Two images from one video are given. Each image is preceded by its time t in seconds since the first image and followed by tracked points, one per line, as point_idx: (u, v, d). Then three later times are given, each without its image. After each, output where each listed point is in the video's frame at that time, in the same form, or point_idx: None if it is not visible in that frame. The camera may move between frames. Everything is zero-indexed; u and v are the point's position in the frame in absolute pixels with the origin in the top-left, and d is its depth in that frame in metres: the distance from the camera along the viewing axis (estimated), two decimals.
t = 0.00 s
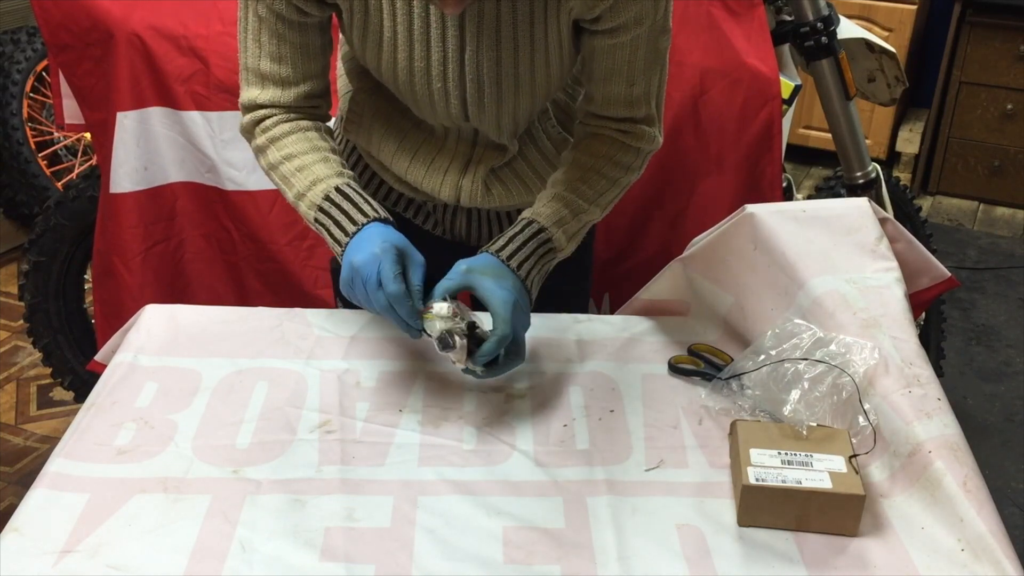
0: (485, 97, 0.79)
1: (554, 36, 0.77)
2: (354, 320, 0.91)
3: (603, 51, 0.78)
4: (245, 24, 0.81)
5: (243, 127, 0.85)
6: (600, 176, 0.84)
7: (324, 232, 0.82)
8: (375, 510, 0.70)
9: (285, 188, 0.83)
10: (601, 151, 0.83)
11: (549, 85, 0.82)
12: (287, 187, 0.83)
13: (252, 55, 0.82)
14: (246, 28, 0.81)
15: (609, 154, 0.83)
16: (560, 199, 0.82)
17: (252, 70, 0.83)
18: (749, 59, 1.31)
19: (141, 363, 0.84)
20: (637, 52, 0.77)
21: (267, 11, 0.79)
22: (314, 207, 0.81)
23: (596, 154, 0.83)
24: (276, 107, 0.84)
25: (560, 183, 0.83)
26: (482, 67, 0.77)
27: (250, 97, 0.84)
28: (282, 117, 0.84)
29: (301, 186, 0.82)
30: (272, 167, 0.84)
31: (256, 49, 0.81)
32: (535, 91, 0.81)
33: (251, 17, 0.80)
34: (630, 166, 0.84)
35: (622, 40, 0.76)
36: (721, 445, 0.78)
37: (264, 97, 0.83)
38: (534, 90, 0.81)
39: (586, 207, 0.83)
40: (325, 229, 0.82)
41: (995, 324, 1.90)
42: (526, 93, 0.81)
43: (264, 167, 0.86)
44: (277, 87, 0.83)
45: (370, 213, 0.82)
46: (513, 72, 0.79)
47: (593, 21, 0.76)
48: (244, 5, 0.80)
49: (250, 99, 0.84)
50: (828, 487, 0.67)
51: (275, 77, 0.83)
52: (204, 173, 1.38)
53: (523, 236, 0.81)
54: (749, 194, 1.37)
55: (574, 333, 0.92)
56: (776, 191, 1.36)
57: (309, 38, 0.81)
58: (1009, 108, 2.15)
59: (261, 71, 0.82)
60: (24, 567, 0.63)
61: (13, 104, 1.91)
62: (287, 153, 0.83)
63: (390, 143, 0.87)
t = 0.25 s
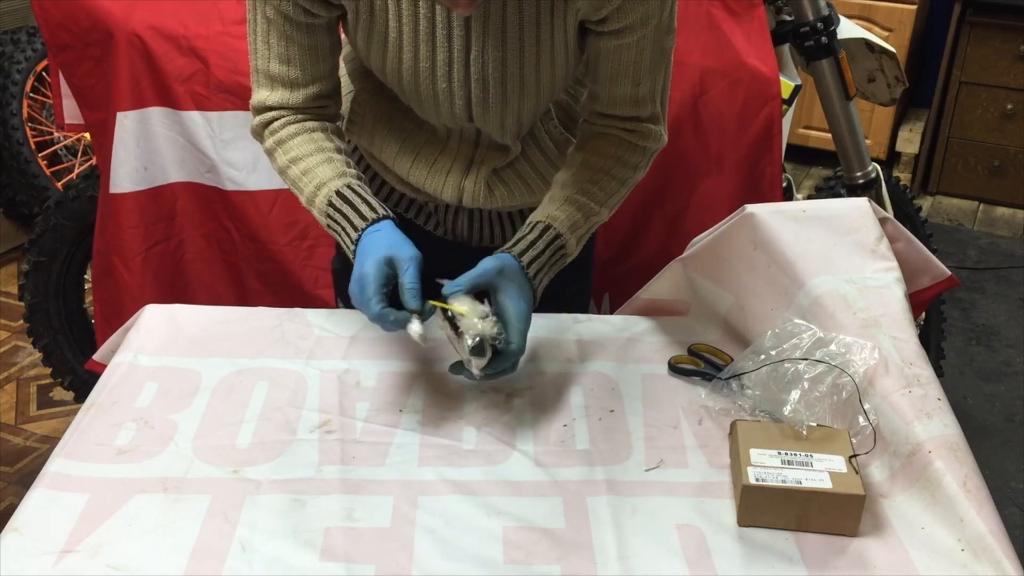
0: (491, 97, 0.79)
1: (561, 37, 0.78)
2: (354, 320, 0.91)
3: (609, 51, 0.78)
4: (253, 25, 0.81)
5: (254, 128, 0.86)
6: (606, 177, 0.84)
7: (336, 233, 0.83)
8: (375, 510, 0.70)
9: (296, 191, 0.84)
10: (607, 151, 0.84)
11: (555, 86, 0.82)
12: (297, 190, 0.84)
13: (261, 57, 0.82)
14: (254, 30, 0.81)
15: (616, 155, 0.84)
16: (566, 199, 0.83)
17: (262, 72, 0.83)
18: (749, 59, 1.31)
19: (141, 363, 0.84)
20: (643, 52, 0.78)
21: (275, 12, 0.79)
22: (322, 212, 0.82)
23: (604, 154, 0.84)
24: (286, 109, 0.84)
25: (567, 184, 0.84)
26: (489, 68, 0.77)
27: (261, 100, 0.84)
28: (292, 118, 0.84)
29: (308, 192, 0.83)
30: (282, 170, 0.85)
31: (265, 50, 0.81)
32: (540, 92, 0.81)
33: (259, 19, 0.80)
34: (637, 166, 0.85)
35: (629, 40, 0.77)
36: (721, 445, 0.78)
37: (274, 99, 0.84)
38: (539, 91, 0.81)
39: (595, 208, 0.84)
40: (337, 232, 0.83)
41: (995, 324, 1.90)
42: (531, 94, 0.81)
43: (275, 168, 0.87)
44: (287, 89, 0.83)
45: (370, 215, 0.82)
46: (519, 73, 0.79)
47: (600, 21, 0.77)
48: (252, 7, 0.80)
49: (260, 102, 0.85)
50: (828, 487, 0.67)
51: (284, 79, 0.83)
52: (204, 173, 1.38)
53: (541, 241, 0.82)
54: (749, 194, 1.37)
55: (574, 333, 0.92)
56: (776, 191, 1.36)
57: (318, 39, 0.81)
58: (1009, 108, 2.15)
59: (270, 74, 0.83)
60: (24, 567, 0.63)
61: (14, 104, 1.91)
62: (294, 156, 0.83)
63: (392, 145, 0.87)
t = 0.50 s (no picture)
0: (495, 97, 0.79)
1: (565, 36, 0.78)
2: (354, 320, 0.91)
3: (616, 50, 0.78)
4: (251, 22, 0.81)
5: (249, 126, 0.86)
6: (614, 174, 0.84)
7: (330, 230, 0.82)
8: (375, 510, 0.70)
9: (290, 187, 0.84)
10: (615, 148, 0.84)
11: (559, 85, 0.82)
12: (291, 187, 0.84)
13: (258, 54, 0.82)
14: (252, 27, 0.81)
15: (624, 151, 0.84)
16: (573, 197, 0.83)
17: (258, 69, 0.83)
18: (749, 59, 1.32)
19: (141, 363, 0.84)
20: (650, 50, 0.78)
21: (273, 11, 0.79)
22: (317, 207, 0.82)
23: (611, 151, 0.84)
24: (281, 107, 0.84)
25: (576, 182, 0.84)
26: (492, 67, 0.77)
27: (256, 96, 0.84)
28: (287, 116, 0.84)
29: (303, 186, 0.82)
30: (276, 166, 0.85)
31: (262, 48, 0.81)
32: (544, 90, 0.81)
33: (258, 17, 0.80)
34: (644, 163, 0.85)
35: (635, 39, 0.77)
36: (720, 445, 0.78)
37: (269, 96, 0.83)
38: (543, 91, 0.81)
39: (603, 203, 0.84)
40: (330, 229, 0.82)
41: (995, 324, 1.90)
42: (535, 94, 0.81)
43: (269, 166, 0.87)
44: (283, 87, 0.83)
45: (365, 208, 0.81)
46: (523, 72, 0.79)
47: (606, 21, 0.77)
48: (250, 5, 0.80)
49: (255, 98, 0.84)
50: (828, 487, 0.67)
51: (279, 77, 0.83)
52: (204, 173, 1.38)
53: (547, 235, 0.82)
54: (749, 194, 1.37)
55: (574, 333, 0.92)
56: (776, 191, 1.36)
57: (315, 39, 0.81)
58: (1009, 108, 2.15)
59: (266, 71, 0.83)
60: (23, 567, 0.63)
61: (14, 104, 1.91)
62: (289, 152, 0.83)
63: (395, 146, 0.87)
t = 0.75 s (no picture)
0: (496, 97, 0.79)
1: (566, 37, 0.78)
2: (354, 320, 0.91)
3: (615, 51, 0.79)
4: (253, 24, 0.81)
5: (256, 128, 0.85)
6: (609, 174, 0.84)
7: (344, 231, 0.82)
8: (375, 510, 0.70)
9: (302, 188, 0.84)
10: (611, 148, 0.84)
11: (560, 86, 0.82)
12: (304, 187, 0.83)
13: (262, 57, 0.82)
14: (255, 29, 0.81)
15: (620, 152, 0.84)
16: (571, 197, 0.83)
17: (263, 71, 0.83)
18: (749, 59, 1.32)
19: (141, 363, 0.84)
20: (649, 51, 0.78)
21: (279, 14, 0.78)
22: (333, 207, 0.82)
23: (608, 151, 0.84)
24: (288, 109, 0.84)
25: (574, 183, 0.84)
26: (493, 68, 0.77)
27: (262, 99, 0.84)
28: (296, 117, 0.84)
29: (319, 186, 0.82)
30: (287, 167, 0.84)
31: (266, 50, 0.81)
32: (545, 91, 0.81)
33: (261, 19, 0.80)
34: (641, 163, 0.85)
35: (635, 39, 0.77)
36: (720, 445, 0.78)
37: (276, 99, 0.83)
38: (544, 91, 0.81)
39: (595, 203, 0.84)
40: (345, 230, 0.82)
41: (995, 324, 1.90)
42: (536, 94, 0.81)
43: (278, 168, 0.86)
44: (289, 89, 0.83)
45: (388, 210, 0.81)
46: (524, 73, 0.79)
47: (606, 22, 0.77)
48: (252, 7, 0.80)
49: (261, 101, 0.84)
50: (828, 487, 0.67)
51: (286, 79, 0.83)
52: (204, 173, 1.38)
53: (538, 232, 0.82)
54: (749, 194, 1.37)
55: (574, 333, 0.92)
56: (776, 191, 1.36)
57: (319, 41, 0.81)
58: (1009, 108, 2.15)
59: (272, 73, 0.83)
60: (23, 567, 0.63)
61: (13, 104, 1.91)
62: (302, 153, 0.83)
63: (396, 146, 0.87)
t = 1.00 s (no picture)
0: (497, 98, 0.79)
1: (567, 38, 0.78)
2: (354, 320, 0.91)
3: (616, 52, 0.79)
4: (254, 21, 0.81)
5: (255, 122, 0.86)
6: (617, 175, 0.84)
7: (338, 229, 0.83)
8: (375, 510, 0.70)
9: (297, 186, 0.85)
10: (617, 150, 0.84)
11: (561, 87, 0.82)
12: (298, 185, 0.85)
13: (261, 53, 0.82)
14: (255, 25, 0.81)
15: (625, 153, 0.84)
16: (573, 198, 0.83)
17: (263, 68, 0.83)
18: (749, 59, 1.32)
19: (141, 363, 0.84)
20: (650, 51, 0.78)
21: (277, 12, 0.79)
22: (323, 209, 0.83)
23: (612, 152, 0.84)
24: (286, 105, 0.84)
25: (579, 184, 0.83)
26: (494, 69, 0.77)
27: (261, 94, 0.85)
28: (291, 114, 0.84)
29: (307, 187, 0.83)
30: (282, 164, 0.85)
31: (266, 48, 0.82)
32: (546, 91, 0.81)
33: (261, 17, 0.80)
34: (647, 163, 0.85)
35: (636, 40, 0.77)
36: (720, 445, 0.78)
37: (274, 95, 0.84)
38: (545, 92, 0.81)
39: (607, 207, 0.84)
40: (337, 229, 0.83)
41: (995, 324, 1.90)
42: (537, 94, 0.81)
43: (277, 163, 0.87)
44: (287, 86, 0.84)
45: (365, 212, 0.82)
46: (525, 73, 0.79)
47: (607, 23, 0.77)
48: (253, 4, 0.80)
49: (260, 96, 0.85)
50: (828, 487, 0.67)
51: (284, 76, 0.83)
52: (204, 173, 1.38)
53: (557, 240, 0.82)
54: (749, 194, 1.37)
55: (574, 333, 0.92)
56: (776, 191, 1.36)
57: (318, 40, 0.81)
58: (1009, 108, 2.15)
59: (270, 70, 0.83)
60: (23, 567, 0.63)
61: (14, 104, 1.91)
62: (294, 152, 0.84)
63: (396, 146, 0.87)
